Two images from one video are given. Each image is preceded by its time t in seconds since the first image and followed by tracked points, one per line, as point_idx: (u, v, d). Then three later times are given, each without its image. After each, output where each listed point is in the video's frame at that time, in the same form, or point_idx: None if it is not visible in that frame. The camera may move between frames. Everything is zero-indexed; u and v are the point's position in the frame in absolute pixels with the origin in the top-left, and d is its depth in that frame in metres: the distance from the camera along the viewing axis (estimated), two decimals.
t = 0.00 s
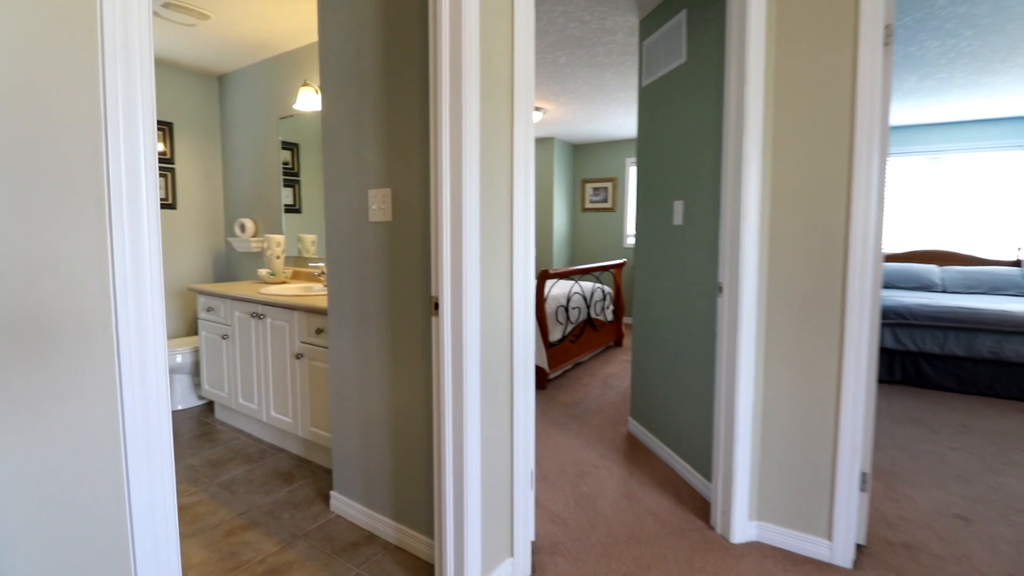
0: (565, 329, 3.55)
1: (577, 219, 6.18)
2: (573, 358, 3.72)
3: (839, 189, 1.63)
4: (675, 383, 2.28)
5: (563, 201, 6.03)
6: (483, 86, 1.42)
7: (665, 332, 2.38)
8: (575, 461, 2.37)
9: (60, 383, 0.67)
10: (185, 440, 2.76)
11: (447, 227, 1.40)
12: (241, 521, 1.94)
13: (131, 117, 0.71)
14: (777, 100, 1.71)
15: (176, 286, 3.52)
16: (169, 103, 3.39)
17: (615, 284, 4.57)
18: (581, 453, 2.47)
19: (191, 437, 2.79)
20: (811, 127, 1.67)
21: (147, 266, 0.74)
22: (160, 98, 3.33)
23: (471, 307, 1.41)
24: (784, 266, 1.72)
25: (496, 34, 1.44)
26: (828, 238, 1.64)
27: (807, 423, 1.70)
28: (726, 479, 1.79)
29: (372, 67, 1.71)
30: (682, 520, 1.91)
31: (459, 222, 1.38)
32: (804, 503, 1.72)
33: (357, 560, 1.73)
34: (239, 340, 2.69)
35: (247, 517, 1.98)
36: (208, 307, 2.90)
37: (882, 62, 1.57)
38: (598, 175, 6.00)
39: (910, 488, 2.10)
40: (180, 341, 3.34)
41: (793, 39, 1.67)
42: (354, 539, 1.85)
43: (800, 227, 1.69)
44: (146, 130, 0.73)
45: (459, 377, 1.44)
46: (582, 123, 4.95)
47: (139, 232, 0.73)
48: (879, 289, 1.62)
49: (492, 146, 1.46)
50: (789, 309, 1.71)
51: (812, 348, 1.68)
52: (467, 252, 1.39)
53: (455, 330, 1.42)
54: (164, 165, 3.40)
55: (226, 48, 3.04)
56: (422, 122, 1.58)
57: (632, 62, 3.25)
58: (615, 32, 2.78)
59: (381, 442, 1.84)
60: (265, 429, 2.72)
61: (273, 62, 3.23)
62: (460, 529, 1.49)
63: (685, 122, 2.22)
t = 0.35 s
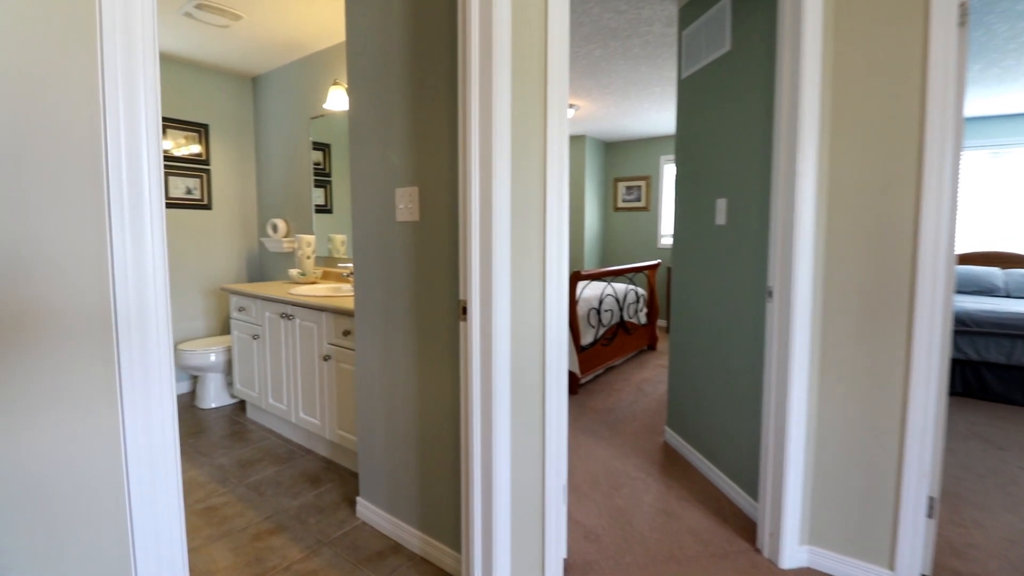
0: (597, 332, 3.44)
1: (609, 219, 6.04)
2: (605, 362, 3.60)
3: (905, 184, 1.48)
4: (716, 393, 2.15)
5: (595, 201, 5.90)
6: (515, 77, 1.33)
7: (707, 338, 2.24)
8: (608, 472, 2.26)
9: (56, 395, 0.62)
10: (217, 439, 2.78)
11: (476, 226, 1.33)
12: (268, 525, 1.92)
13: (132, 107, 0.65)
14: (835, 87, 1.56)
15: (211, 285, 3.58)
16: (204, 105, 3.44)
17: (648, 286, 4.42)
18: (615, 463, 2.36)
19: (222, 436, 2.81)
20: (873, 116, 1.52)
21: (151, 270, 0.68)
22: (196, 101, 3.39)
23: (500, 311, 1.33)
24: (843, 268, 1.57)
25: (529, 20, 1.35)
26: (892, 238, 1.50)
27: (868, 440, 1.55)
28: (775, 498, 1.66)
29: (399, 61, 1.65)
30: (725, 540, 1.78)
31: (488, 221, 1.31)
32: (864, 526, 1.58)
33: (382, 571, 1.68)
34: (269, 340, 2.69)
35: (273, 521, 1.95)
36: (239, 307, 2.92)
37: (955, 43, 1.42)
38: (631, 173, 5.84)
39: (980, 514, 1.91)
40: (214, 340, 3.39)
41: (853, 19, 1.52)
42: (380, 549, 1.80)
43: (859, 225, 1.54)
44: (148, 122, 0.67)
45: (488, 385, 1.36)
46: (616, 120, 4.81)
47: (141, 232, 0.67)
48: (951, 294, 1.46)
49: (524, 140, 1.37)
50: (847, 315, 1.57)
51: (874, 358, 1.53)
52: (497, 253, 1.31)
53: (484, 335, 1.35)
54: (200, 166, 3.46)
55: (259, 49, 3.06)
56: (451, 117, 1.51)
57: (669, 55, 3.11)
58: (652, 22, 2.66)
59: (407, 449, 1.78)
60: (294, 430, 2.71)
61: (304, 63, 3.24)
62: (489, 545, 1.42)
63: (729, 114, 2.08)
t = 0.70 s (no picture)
0: (634, 336, 3.31)
1: (645, 218, 5.87)
2: (642, 366, 3.47)
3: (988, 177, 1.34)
4: (766, 404, 2.01)
5: (630, 200, 5.75)
6: (552, 65, 1.24)
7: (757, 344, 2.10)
8: (648, 485, 2.15)
9: (53, 414, 0.56)
10: (252, 437, 2.80)
11: (511, 226, 1.25)
12: (298, 529, 1.90)
13: (138, 92, 0.58)
14: (909, 71, 1.41)
15: (248, 284, 3.63)
16: (243, 107, 3.50)
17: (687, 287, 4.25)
18: (654, 475, 2.24)
19: (258, 434, 2.83)
20: (951, 102, 1.37)
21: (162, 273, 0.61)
22: (235, 103, 3.45)
23: (536, 315, 1.25)
24: (914, 271, 1.43)
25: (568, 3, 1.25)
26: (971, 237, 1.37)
27: (943, 457, 1.43)
28: (836, 521, 1.53)
29: (432, 53, 1.59)
30: (777, 564, 1.65)
31: (524, 220, 1.23)
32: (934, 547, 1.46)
33: None
34: (303, 340, 2.69)
35: (304, 524, 1.93)
36: (274, 307, 2.94)
37: None
38: (668, 171, 5.65)
39: None
40: (251, 339, 3.43)
41: None
42: (409, 559, 1.74)
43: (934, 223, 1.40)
44: (158, 108, 0.59)
45: (523, 394, 1.28)
46: (654, 116, 4.66)
47: (149, 232, 0.60)
48: None
49: (562, 132, 1.27)
50: (917, 321, 1.44)
51: (947, 367, 1.41)
52: (533, 254, 1.23)
53: (519, 341, 1.27)
54: (238, 167, 3.52)
55: (294, 50, 3.07)
56: (485, 110, 1.43)
57: (713, 45, 2.96)
58: (696, 10, 2.52)
59: (438, 457, 1.72)
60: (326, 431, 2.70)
61: (339, 62, 3.23)
62: (523, 563, 1.34)
63: (782, 105, 1.94)
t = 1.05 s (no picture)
0: (670, 340, 3.17)
1: (681, 217, 5.68)
2: (679, 372, 3.32)
3: None
4: (819, 417, 1.86)
5: (665, 199, 5.57)
6: (591, 49, 1.15)
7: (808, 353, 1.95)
8: (687, 501, 2.03)
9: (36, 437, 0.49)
10: (282, 437, 2.80)
11: (546, 226, 1.16)
12: (325, 535, 1.86)
13: (135, 73, 0.51)
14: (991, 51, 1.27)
15: (281, 285, 3.66)
16: (276, 108, 3.52)
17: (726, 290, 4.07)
18: (694, 490, 2.12)
19: (289, 434, 2.83)
20: None
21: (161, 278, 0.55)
22: (269, 104, 3.47)
23: (572, 321, 1.16)
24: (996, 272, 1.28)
25: None
26: None
27: None
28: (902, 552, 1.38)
29: (462, 45, 1.53)
30: None
31: (559, 218, 1.14)
32: None
33: None
34: (332, 341, 2.67)
35: (330, 530, 1.89)
36: (305, 307, 2.93)
37: None
38: (705, 169, 5.45)
39: None
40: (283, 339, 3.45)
41: None
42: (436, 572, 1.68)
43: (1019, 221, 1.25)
44: (156, 93, 0.53)
45: (557, 406, 1.19)
46: (690, 112, 4.48)
47: (146, 232, 0.53)
48: None
49: (601, 123, 1.18)
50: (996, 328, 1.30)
51: None
52: (569, 255, 1.14)
53: (553, 349, 1.18)
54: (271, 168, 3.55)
55: (325, 50, 3.07)
56: (517, 103, 1.35)
57: (757, 34, 2.80)
58: None
59: (467, 467, 1.65)
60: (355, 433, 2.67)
61: (370, 62, 3.21)
62: None
63: (840, 93, 1.78)
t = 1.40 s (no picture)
0: (708, 347, 3.02)
1: (719, 217, 5.46)
2: (718, 380, 3.16)
3: None
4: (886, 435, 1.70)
5: (703, 198, 5.36)
6: (632, 32, 1.04)
7: (870, 365, 1.79)
8: (729, 523, 1.90)
9: None
10: (310, 438, 2.79)
11: (580, 226, 1.06)
12: (348, 544, 1.81)
13: (108, 46, 0.43)
14: None
15: (312, 285, 3.67)
16: (307, 110, 3.53)
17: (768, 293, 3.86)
18: (736, 511, 1.98)
19: (317, 436, 2.81)
20: None
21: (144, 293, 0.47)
22: (300, 106, 3.49)
23: (608, 330, 1.05)
24: None
25: None
26: None
27: None
28: None
29: (490, 36, 1.44)
30: None
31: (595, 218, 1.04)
32: None
33: None
34: (359, 343, 2.64)
35: (353, 539, 1.84)
36: (333, 308, 2.92)
37: None
38: (745, 166, 5.22)
39: None
40: (312, 339, 3.46)
41: None
42: None
43: None
44: (133, 77, 0.45)
45: (591, 424, 1.09)
46: (730, 106, 4.29)
47: (121, 240, 0.45)
48: None
49: (642, 112, 1.07)
50: None
51: None
52: (607, 258, 1.03)
53: (588, 361, 1.08)
54: (303, 169, 3.56)
55: (355, 49, 3.04)
56: (548, 95, 1.26)
57: (806, 20, 2.61)
58: None
59: (493, 482, 1.57)
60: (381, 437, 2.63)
61: (399, 60, 3.17)
62: None
63: (910, 79, 1.62)
